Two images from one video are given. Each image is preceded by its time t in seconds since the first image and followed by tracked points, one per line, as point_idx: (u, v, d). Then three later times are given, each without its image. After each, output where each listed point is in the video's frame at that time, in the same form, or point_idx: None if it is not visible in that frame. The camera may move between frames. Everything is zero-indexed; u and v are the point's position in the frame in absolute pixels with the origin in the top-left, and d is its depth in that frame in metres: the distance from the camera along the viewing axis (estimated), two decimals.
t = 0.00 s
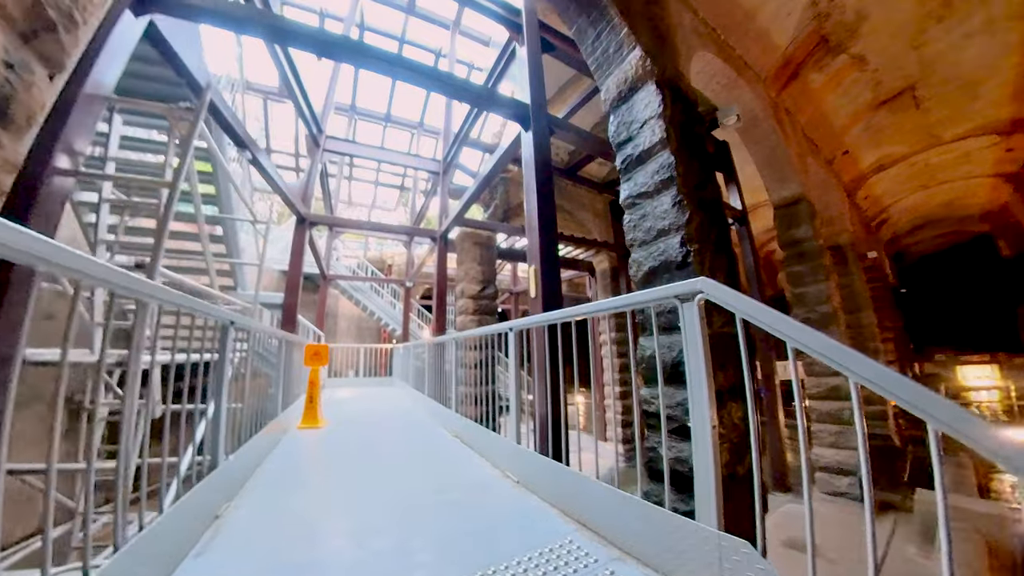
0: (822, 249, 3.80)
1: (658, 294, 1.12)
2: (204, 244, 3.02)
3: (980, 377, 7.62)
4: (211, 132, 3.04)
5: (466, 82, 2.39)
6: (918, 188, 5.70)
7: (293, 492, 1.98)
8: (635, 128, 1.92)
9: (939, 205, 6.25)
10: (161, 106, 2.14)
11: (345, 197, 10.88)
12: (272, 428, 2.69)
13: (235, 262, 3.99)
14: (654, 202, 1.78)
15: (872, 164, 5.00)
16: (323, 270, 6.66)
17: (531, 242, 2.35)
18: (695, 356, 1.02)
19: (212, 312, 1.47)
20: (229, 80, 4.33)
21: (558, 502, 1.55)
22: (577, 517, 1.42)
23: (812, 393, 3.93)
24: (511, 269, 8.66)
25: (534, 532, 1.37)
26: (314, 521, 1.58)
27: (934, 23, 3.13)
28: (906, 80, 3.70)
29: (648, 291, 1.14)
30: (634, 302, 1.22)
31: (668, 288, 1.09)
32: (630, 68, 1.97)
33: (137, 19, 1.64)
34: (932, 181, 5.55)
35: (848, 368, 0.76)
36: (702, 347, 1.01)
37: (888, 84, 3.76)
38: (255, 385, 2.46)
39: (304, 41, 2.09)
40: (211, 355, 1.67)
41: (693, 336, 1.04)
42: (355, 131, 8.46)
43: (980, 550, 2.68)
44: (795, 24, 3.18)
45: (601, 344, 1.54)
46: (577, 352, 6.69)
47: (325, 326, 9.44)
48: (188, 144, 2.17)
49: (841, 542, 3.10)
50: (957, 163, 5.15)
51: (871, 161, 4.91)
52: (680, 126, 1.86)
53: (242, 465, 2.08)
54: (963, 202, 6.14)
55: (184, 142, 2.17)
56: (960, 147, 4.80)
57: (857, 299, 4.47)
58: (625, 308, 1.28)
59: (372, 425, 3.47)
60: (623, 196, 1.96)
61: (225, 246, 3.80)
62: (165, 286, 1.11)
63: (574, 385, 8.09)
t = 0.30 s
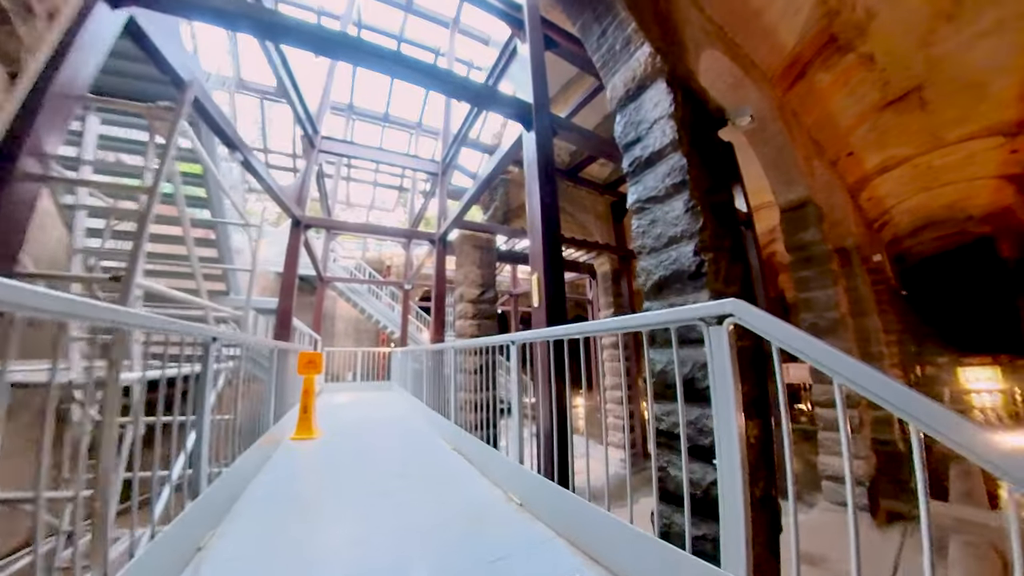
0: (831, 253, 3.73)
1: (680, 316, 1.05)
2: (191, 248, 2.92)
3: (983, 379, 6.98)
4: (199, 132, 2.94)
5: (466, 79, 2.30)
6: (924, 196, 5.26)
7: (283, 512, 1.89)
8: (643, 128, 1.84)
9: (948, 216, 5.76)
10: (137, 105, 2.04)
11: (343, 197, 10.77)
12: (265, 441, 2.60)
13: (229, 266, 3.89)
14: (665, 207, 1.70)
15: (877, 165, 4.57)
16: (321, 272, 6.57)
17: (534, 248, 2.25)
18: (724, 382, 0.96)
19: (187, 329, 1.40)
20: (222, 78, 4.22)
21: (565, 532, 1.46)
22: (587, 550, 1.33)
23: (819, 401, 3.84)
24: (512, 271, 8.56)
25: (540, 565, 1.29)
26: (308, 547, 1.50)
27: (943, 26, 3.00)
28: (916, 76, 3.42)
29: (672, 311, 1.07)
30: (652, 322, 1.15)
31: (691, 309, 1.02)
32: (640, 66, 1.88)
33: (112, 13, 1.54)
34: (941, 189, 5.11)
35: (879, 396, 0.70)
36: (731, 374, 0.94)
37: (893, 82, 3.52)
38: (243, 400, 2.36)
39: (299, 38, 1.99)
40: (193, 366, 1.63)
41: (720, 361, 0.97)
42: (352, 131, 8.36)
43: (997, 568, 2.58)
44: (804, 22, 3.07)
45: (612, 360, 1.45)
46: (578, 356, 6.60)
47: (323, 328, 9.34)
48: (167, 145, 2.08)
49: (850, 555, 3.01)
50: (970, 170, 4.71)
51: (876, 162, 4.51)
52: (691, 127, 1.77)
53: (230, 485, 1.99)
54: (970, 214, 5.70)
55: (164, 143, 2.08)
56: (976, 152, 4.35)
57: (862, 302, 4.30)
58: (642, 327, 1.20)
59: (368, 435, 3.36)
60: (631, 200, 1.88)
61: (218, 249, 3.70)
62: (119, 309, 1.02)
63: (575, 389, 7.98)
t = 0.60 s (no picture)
0: (840, 254, 3.65)
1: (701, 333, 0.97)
2: (175, 249, 2.81)
3: (985, 381, 5.88)
4: (187, 130, 2.85)
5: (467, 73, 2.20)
6: (932, 198, 4.86)
7: (274, 529, 1.80)
8: (652, 124, 1.76)
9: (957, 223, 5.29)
10: (112, 99, 1.95)
11: (342, 197, 10.68)
12: (258, 450, 2.52)
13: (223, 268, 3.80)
14: (676, 208, 1.62)
15: (887, 163, 4.17)
16: (318, 273, 6.50)
17: (536, 250, 2.16)
18: (757, 402, 0.86)
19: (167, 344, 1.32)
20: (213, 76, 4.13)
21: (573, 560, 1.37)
22: None
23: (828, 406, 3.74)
24: (512, 272, 8.47)
25: None
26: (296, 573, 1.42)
27: (958, 15, 2.85)
28: (926, 65, 3.20)
29: (689, 327, 1.00)
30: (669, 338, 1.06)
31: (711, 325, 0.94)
32: (647, 58, 1.80)
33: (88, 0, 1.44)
34: (950, 190, 4.73)
35: (889, 400, 0.65)
36: (764, 396, 0.85)
37: (901, 77, 3.33)
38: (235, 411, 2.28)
39: (293, 31, 1.91)
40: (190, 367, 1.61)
41: (754, 381, 0.87)
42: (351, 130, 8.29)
43: None
44: (812, 17, 2.95)
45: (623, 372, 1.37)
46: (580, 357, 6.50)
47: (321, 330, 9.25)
48: (144, 142, 1.99)
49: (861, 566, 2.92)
50: (984, 170, 4.34)
51: (886, 160, 4.12)
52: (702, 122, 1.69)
53: (218, 499, 1.90)
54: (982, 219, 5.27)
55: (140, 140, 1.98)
56: (988, 149, 4.04)
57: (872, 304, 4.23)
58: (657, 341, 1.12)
59: (364, 444, 3.26)
60: (639, 200, 1.79)
61: (209, 252, 3.60)
62: (90, 328, 0.96)
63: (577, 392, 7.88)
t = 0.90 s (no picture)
0: (851, 255, 3.54)
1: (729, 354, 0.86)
2: (162, 252, 2.72)
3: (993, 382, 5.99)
4: (174, 128, 2.75)
5: (466, 67, 2.11)
6: (938, 196, 4.80)
7: (267, 547, 1.71)
8: (663, 120, 1.68)
9: (958, 220, 5.29)
10: (88, 94, 1.84)
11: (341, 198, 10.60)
12: (252, 462, 2.44)
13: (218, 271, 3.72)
14: (691, 210, 1.53)
15: (894, 161, 4.09)
16: (317, 274, 6.42)
17: (541, 253, 2.07)
18: (804, 437, 0.72)
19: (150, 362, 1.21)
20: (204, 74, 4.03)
21: None
22: None
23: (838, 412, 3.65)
24: (513, 273, 8.39)
25: None
26: None
27: (970, 14, 2.71)
28: (937, 62, 3.07)
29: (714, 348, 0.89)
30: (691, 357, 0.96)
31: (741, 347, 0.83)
32: (658, 51, 1.72)
33: None
34: (955, 187, 4.68)
35: (948, 436, 0.54)
36: (808, 429, 0.71)
37: (912, 74, 3.19)
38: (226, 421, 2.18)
39: (284, 22, 1.80)
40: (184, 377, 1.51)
41: (800, 410, 0.73)
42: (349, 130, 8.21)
43: None
44: (822, 13, 2.83)
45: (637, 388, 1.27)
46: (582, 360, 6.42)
47: (320, 331, 9.18)
48: (125, 140, 1.89)
49: None
50: (990, 167, 4.29)
51: (894, 157, 4.04)
52: (717, 118, 1.61)
53: (209, 515, 1.81)
54: (985, 216, 5.24)
55: (120, 138, 1.88)
56: (996, 147, 3.95)
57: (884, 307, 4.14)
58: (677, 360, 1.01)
59: (361, 453, 3.16)
60: (650, 201, 1.71)
61: (203, 254, 3.52)
62: (65, 351, 0.86)
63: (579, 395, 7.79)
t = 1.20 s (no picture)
0: (862, 256, 3.45)
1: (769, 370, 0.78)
2: (156, 254, 2.63)
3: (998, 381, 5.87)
4: (170, 126, 2.68)
5: (473, 62, 2.03)
6: (944, 195, 4.69)
7: (268, 560, 1.65)
8: (679, 116, 1.61)
9: (963, 220, 5.18)
10: (74, 87, 1.76)
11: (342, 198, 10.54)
12: (252, 471, 2.37)
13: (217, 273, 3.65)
14: (711, 209, 1.46)
15: (902, 159, 3.95)
16: (317, 275, 6.36)
17: (552, 254, 1.99)
18: (867, 461, 0.66)
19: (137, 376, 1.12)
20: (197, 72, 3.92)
21: None
22: None
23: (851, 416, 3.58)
24: (516, 274, 8.30)
25: None
26: None
27: (980, 12, 2.56)
28: (948, 59, 2.91)
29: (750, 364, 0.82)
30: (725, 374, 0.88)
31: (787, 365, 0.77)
32: (674, 43, 1.65)
33: None
34: (962, 186, 4.57)
35: None
36: (874, 450, 0.65)
37: (920, 73, 3.03)
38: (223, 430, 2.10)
39: (284, 12, 1.73)
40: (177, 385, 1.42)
41: (861, 430, 0.67)
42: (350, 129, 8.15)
43: None
44: (834, 9, 2.66)
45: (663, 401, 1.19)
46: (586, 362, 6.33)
47: (321, 332, 9.11)
48: (112, 135, 1.81)
49: None
50: (999, 167, 4.17)
51: (901, 156, 3.90)
52: (737, 113, 1.55)
53: (209, 528, 1.75)
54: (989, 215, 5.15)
55: (106, 136, 1.80)
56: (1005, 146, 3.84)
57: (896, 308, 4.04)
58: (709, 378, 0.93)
59: (363, 458, 3.08)
60: (666, 202, 1.64)
61: (201, 256, 3.45)
62: (47, 368, 0.79)
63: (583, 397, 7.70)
